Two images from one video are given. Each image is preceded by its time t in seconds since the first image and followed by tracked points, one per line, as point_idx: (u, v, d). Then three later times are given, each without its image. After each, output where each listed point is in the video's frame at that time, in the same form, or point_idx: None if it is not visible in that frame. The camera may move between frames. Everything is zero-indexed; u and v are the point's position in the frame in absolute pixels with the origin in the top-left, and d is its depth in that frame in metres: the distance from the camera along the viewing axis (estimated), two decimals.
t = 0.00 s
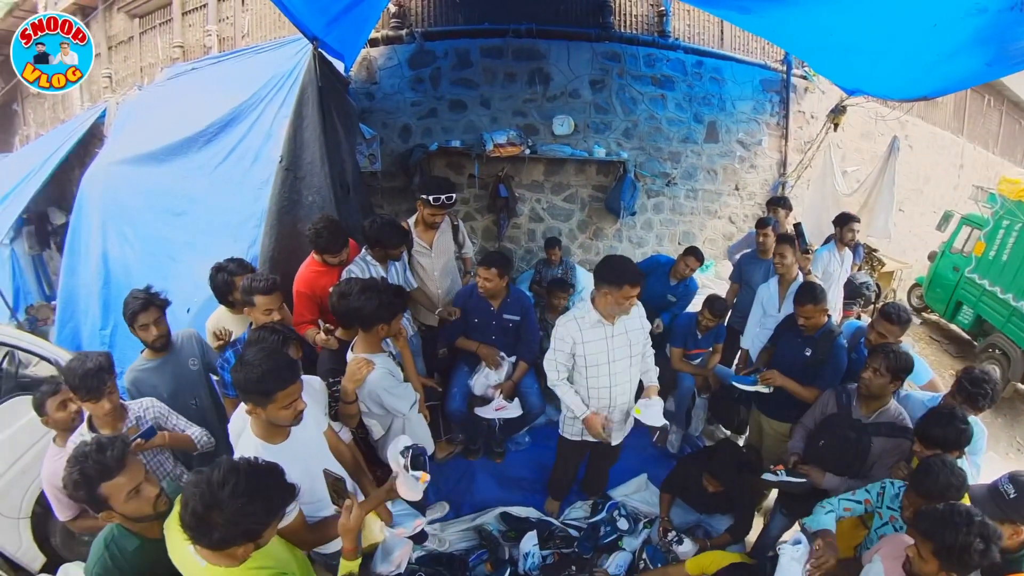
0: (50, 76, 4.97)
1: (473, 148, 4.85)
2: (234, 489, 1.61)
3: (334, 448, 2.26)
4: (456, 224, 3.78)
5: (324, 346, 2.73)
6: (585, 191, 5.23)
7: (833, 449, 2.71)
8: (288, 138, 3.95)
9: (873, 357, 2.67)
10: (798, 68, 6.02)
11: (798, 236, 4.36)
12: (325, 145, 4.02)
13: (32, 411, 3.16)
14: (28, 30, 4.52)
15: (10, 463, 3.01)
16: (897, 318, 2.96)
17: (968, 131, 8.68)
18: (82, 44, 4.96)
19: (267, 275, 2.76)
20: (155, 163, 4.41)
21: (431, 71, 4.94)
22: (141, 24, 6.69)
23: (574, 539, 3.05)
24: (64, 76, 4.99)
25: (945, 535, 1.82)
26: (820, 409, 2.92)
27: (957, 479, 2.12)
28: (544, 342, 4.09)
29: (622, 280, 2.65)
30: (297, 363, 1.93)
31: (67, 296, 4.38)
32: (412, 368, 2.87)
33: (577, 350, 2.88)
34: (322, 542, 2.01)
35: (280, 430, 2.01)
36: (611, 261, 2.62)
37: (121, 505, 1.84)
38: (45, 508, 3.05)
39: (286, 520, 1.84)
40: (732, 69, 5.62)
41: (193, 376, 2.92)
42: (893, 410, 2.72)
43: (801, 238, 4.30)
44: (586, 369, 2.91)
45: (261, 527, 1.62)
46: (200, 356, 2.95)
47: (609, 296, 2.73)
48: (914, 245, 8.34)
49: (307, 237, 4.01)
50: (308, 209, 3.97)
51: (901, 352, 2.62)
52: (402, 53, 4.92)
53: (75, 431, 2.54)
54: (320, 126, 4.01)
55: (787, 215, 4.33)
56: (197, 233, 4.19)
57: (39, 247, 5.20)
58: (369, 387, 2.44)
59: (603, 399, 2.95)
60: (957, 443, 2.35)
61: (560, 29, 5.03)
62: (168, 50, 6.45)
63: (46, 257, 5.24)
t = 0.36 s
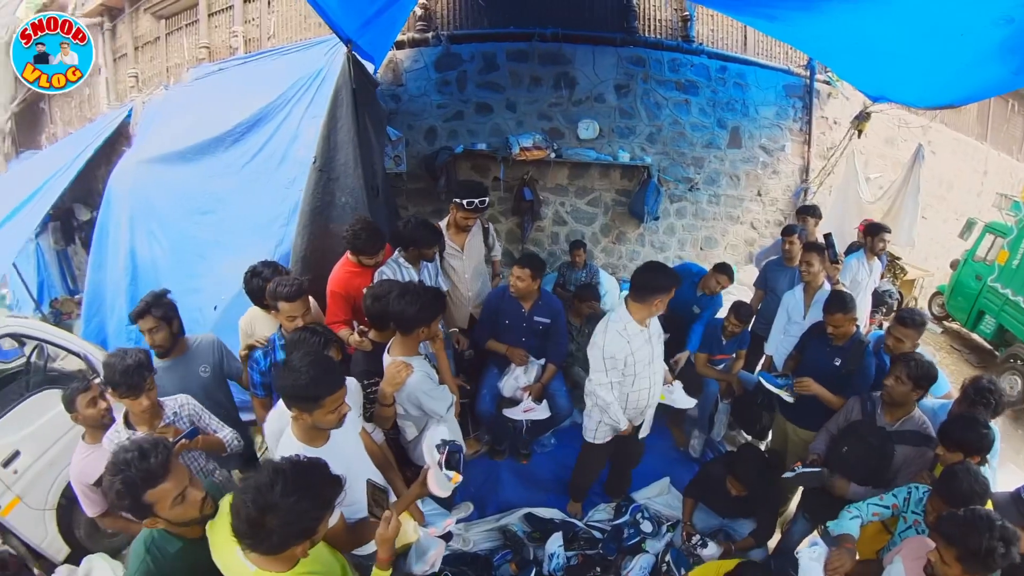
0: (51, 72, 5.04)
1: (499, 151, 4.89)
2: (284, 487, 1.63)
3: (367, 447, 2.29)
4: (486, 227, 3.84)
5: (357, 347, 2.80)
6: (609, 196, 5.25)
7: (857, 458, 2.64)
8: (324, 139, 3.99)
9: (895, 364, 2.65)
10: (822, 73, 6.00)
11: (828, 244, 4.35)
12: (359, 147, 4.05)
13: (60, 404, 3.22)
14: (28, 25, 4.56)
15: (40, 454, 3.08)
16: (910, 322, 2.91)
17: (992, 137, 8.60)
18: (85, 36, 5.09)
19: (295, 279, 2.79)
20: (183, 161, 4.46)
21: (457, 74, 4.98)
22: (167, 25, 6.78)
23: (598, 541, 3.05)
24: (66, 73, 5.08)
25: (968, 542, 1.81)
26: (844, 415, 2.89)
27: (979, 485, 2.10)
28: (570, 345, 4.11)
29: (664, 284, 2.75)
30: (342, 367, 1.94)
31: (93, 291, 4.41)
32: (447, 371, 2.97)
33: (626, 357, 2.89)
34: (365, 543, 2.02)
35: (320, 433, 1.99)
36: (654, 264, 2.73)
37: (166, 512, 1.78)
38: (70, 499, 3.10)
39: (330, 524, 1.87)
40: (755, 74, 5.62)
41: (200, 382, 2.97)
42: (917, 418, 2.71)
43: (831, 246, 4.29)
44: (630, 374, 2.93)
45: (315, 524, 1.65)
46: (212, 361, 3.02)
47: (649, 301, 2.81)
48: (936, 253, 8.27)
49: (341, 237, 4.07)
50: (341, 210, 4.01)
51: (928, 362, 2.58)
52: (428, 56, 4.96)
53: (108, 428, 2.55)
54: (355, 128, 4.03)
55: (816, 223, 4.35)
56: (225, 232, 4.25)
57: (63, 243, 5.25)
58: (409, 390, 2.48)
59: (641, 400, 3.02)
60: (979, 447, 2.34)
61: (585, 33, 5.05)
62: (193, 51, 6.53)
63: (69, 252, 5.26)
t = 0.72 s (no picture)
0: (52, 75, 6.12)
1: (520, 151, 4.89)
2: (298, 470, 1.61)
3: (391, 443, 2.26)
4: (508, 226, 3.87)
5: (378, 344, 2.74)
6: (629, 197, 5.24)
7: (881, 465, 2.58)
8: (348, 137, 4.03)
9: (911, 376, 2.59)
10: (844, 75, 5.93)
11: (853, 248, 4.30)
12: (383, 145, 4.08)
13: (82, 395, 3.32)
14: (32, 30, 5.59)
15: (61, 441, 3.13)
16: (938, 331, 2.86)
17: (1018, 142, 8.47)
18: (84, 47, 6.09)
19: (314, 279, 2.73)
20: (207, 158, 4.53)
21: (479, 75, 4.99)
22: (192, 24, 6.87)
23: (614, 543, 3.02)
24: (67, 76, 6.19)
25: (995, 556, 1.73)
26: (866, 422, 2.81)
27: (1006, 497, 2.02)
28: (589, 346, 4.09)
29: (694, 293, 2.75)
30: (373, 365, 1.94)
31: (118, 283, 4.52)
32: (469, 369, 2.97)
33: (644, 363, 2.86)
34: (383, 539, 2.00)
35: (347, 428, 1.99)
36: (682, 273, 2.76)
37: (187, 530, 1.71)
38: (90, 487, 3.15)
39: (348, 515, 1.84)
40: (778, 76, 5.58)
41: (193, 380, 3.02)
42: (942, 426, 2.61)
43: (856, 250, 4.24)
44: (646, 380, 2.90)
45: (331, 508, 1.62)
46: (205, 358, 3.07)
47: (673, 310, 2.80)
48: (959, 260, 8.14)
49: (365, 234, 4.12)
50: (365, 208, 4.04)
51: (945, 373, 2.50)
52: (449, 56, 4.98)
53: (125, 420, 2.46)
54: (380, 126, 4.07)
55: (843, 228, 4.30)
56: (246, 228, 4.31)
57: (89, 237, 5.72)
58: (433, 390, 2.50)
59: (656, 401, 2.98)
60: (1007, 457, 2.26)
61: (606, 34, 5.04)
62: (217, 50, 6.62)
63: (94, 245, 5.79)
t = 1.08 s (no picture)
0: (52, 75, 5.98)
1: (533, 149, 4.88)
2: (302, 460, 1.58)
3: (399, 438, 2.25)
4: (520, 223, 3.86)
5: (389, 338, 2.68)
6: (643, 197, 5.21)
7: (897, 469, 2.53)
8: (363, 133, 4.05)
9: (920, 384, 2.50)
10: (862, 75, 5.87)
11: (871, 249, 4.24)
12: (397, 140, 4.09)
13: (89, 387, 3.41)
14: (31, 30, 5.37)
15: (73, 429, 3.19)
16: (964, 349, 2.79)
17: None
18: (83, 47, 6.01)
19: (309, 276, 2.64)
20: (223, 154, 4.56)
21: (493, 73, 4.99)
22: (209, 23, 6.93)
23: (622, 544, 2.97)
24: (67, 75, 6.06)
25: (1013, 563, 1.68)
26: (879, 428, 2.72)
27: None
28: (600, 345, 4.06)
29: (708, 317, 2.61)
30: (383, 359, 1.91)
31: (134, 276, 4.59)
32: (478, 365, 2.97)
33: (640, 364, 2.85)
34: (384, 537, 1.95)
35: (356, 420, 1.96)
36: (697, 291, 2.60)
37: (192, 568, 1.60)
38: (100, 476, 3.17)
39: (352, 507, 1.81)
40: (794, 76, 5.53)
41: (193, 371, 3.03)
42: (958, 431, 2.52)
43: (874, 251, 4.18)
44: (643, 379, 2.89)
45: (330, 502, 1.58)
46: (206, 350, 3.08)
47: (680, 326, 2.71)
48: (977, 264, 8.02)
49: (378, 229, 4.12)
50: (378, 202, 4.06)
51: (956, 379, 2.40)
52: (464, 54, 4.99)
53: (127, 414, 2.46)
54: (394, 122, 4.08)
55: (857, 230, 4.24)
56: (260, 223, 4.34)
57: (106, 231, 5.80)
58: (441, 384, 2.49)
59: (653, 403, 2.95)
60: None
61: (621, 33, 5.02)
62: (234, 49, 6.67)
63: (111, 240, 5.88)
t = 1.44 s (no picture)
0: (52, 75, 5.97)
1: (541, 149, 4.88)
2: (299, 470, 1.54)
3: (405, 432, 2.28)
4: (527, 222, 3.86)
5: (395, 333, 2.74)
6: (651, 197, 5.20)
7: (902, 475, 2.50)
8: (370, 132, 4.07)
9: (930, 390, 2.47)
10: (872, 75, 5.83)
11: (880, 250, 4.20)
12: (404, 139, 4.11)
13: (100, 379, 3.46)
14: (32, 30, 5.34)
15: (82, 422, 3.22)
16: (972, 345, 2.77)
17: None
18: (82, 47, 5.98)
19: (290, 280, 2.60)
20: (232, 152, 4.60)
21: (501, 73, 5.00)
22: (219, 24, 6.98)
23: (625, 545, 2.98)
24: (66, 76, 6.03)
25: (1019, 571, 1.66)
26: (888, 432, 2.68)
27: None
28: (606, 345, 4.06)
29: (706, 321, 2.56)
30: (389, 356, 1.92)
31: (144, 272, 4.65)
32: (483, 362, 2.97)
33: (636, 361, 2.84)
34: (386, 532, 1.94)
35: (361, 416, 1.96)
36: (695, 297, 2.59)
37: None
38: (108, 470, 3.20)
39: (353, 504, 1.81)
40: (803, 76, 5.50)
41: (207, 362, 3.09)
42: (967, 436, 2.49)
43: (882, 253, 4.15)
44: (640, 376, 2.88)
45: (322, 515, 1.54)
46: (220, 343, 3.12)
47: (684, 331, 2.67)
48: (989, 267, 7.95)
49: (385, 227, 4.14)
50: (386, 199, 4.08)
51: (964, 383, 2.37)
52: (472, 54, 5.00)
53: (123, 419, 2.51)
54: (402, 121, 4.11)
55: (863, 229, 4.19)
56: (268, 220, 4.37)
57: (117, 228, 5.87)
58: (445, 379, 2.50)
59: (654, 401, 2.92)
60: None
61: (629, 33, 5.02)
62: (244, 49, 6.72)
63: (122, 237, 5.95)
